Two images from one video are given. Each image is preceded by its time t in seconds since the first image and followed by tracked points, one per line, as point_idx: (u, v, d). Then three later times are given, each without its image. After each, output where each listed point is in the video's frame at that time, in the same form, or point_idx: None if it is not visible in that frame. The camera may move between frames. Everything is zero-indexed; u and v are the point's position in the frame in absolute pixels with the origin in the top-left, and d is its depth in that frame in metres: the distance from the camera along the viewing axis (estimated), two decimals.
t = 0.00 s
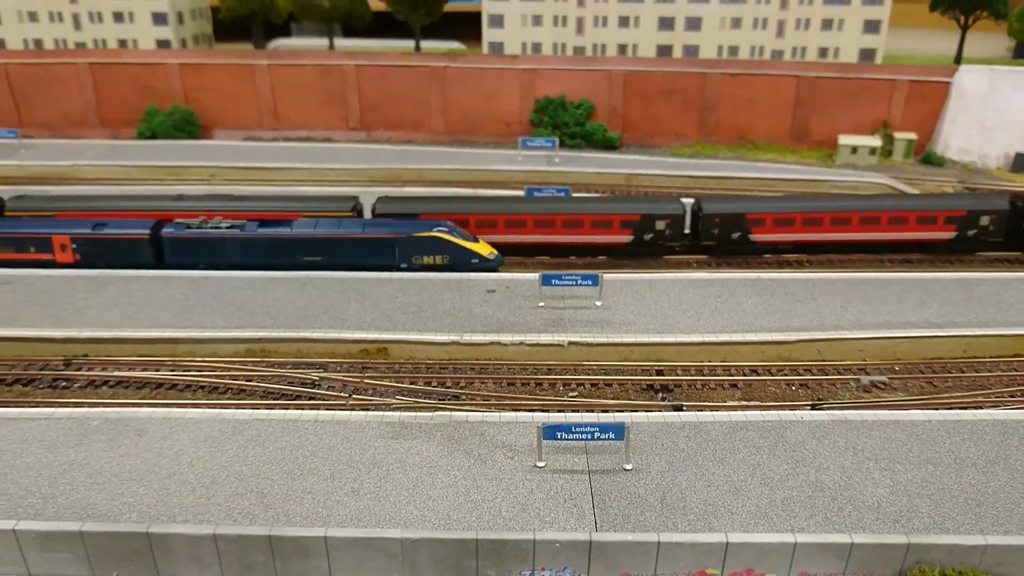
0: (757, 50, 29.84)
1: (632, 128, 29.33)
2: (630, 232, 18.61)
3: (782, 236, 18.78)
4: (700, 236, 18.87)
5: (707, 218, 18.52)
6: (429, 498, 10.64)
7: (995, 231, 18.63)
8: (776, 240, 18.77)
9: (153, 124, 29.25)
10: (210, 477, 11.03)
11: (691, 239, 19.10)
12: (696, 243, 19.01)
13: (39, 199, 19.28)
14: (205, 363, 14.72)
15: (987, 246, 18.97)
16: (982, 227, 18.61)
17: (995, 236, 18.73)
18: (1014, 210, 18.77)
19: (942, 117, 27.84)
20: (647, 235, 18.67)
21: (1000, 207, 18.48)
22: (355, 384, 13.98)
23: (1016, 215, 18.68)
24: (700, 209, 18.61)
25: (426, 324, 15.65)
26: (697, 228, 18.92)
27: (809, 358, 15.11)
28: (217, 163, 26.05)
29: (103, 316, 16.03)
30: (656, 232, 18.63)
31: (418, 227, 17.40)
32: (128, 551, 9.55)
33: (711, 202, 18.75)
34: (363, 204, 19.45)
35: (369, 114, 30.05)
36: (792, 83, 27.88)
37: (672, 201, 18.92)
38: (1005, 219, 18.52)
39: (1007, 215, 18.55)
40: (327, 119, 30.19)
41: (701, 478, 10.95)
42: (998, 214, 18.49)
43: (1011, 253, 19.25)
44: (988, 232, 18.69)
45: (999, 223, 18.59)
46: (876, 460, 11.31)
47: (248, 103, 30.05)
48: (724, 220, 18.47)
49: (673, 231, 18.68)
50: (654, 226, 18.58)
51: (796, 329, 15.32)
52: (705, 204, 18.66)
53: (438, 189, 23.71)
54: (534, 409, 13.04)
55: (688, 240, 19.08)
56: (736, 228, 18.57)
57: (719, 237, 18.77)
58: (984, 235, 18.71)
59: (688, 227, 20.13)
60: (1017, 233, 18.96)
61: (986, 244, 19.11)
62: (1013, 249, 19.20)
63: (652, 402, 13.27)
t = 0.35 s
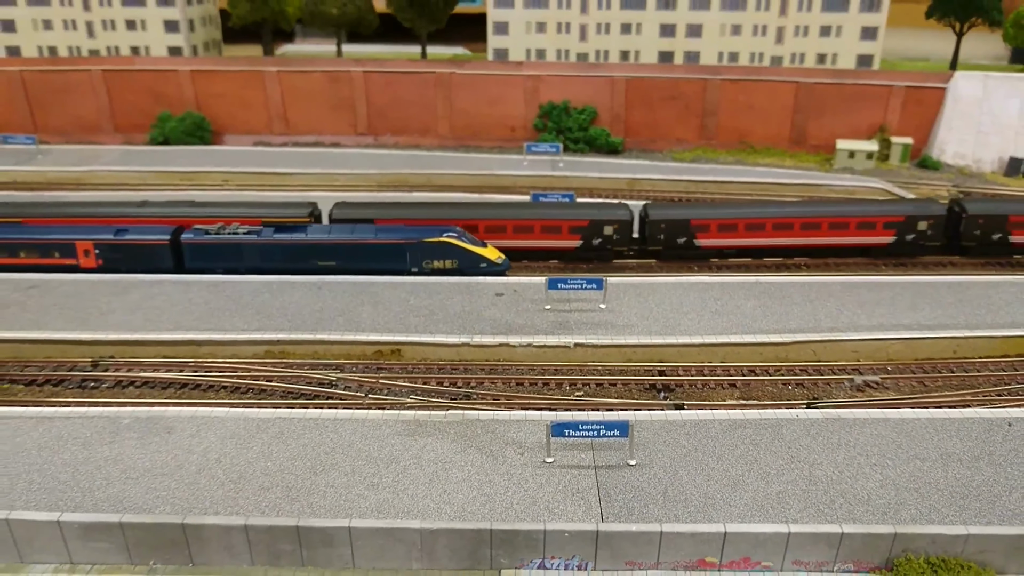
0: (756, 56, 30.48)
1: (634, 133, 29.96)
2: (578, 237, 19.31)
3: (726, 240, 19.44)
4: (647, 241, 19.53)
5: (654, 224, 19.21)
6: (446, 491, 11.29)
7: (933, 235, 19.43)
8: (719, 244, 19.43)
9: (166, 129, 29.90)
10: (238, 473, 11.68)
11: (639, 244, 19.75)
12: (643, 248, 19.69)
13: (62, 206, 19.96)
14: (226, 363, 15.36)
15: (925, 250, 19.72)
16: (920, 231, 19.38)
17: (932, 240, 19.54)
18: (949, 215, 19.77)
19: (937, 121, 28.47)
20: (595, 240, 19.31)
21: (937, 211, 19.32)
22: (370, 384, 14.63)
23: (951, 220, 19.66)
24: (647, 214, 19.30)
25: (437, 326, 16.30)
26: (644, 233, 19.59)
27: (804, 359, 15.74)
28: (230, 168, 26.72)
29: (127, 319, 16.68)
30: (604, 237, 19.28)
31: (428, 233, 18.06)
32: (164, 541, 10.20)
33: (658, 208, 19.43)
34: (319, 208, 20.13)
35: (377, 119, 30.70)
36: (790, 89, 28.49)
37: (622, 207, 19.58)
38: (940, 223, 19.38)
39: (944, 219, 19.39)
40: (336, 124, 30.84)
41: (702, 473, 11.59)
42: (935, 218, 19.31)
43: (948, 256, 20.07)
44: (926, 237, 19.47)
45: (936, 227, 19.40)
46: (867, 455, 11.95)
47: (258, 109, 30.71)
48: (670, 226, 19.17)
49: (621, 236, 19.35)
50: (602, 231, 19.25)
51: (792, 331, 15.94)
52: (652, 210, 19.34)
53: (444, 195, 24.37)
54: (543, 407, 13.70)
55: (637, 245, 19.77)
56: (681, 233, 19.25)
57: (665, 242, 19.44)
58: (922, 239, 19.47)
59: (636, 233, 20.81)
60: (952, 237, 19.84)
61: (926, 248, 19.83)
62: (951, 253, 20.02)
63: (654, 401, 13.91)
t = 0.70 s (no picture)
0: (757, 62, 31.13)
1: (637, 137, 30.59)
2: (531, 241, 19.94)
3: (675, 245, 19.98)
4: (599, 245, 20.13)
5: (604, 229, 19.79)
6: (458, 484, 11.96)
7: (875, 240, 19.89)
8: (668, 248, 19.97)
9: (179, 133, 30.59)
10: (262, 466, 12.36)
11: (592, 248, 20.36)
12: (596, 251, 20.26)
13: (85, 210, 20.71)
14: (245, 363, 16.04)
15: (868, 254, 20.21)
16: (863, 236, 19.85)
17: (875, 245, 20.01)
18: (893, 220, 20.25)
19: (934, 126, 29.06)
20: (548, 244, 19.97)
21: (880, 217, 19.78)
22: (384, 382, 15.30)
23: (895, 225, 20.13)
24: (599, 220, 19.88)
25: (447, 327, 16.98)
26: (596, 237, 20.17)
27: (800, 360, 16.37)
28: (242, 172, 27.41)
29: (150, 320, 17.38)
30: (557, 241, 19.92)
31: (438, 237, 18.76)
32: (195, 530, 10.87)
33: (609, 213, 20.03)
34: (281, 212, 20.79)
35: (385, 123, 31.36)
36: (790, 94, 29.09)
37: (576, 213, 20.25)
38: (883, 228, 19.82)
39: (886, 225, 19.83)
40: (345, 128, 31.51)
41: (700, 468, 12.25)
42: (877, 223, 19.73)
43: (892, 260, 20.55)
44: (869, 241, 19.93)
45: (879, 232, 19.84)
46: (858, 452, 12.60)
47: (269, 113, 31.38)
48: (620, 231, 19.74)
49: (572, 240, 19.97)
50: (555, 235, 19.89)
51: (789, 333, 16.57)
52: (603, 215, 19.89)
53: (451, 199, 25.01)
54: (549, 405, 14.36)
55: (590, 249, 20.36)
56: (632, 238, 19.81)
57: (615, 246, 20.03)
58: (865, 243, 19.95)
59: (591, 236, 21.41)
60: (896, 241, 20.35)
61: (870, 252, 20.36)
62: (895, 256, 20.50)
63: (656, 399, 14.54)
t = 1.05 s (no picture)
0: (756, 68, 31.94)
1: (637, 141, 31.31)
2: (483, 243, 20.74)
3: (623, 248, 20.65)
4: (550, 248, 20.84)
5: (554, 232, 20.50)
6: (466, 475, 12.71)
7: (816, 244, 20.66)
8: (617, 252, 20.64)
9: (190, 135, 31.29)
10: (280, 458, 13.11)
11: (544, 251, 21.06)
12: (547, 254, 20.94)
13: (105, 213, 21.54)
14: (260, 361, 16.78)
15: (809, 258, 20.92)
16: (804, 241, 20.58)
17: (816, 249, 20.76)
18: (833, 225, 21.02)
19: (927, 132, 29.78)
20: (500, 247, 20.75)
21: (820, 222, 20.56)
22: (393, 379, 16.05)
23: (834, 230, 20.87)
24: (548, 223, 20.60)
25: (454, 327, 17.73)
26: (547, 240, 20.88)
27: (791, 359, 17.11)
28: (253, 175, 28.15)
29: (169, 319, 18.13)
30: (509, 244, 20.69)
31: (444, 240, 19.51)
32: (220, 517, 11.62)
33: (559, 217, 20.77)
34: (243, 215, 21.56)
35: (391, 127, 32.08)
36: (787, 100, 29.80)
37: (526, 217, 20.99)
38: (822, 233, 20.62)
39: (826, 230, 20.64)
40: (351, 131, 32.23)
41: (693, 461, 13.00)
42: (817, 229, 20.51)
43: (833, 264, 21.24)
44: (809, 246, 20.67)
45: (819, 237, 20.65)
46: (842, 446, 13.34)
47: (278, 116, 32.12)
48: (569, 234, 20.45)
49: (524, 244, 20.70)
50: (506, 238, 20.67)
51: (781, 333, 17.32)
52: (553, 219, 20.59)
53: (456, 202, 25.72)
54: (550, 402, 15.11)
55: (542, 252, 21.03)
56: (581, 241, 20.51)
57: (566, 249, 20.73)
58: (806, 248, 20.68)
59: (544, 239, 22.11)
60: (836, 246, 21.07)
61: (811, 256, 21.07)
62: (835, 260, 21.19)
63: (652, 396, 15.29)
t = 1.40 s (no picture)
0: (755, 79, 32.83)
1: (640, 149, 32.14)
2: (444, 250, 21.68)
3: (578, 255, 21.49)
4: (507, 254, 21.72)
5: (510, 240, 21.37)
6: (479, 473, 13.54)
7: (762, 253, 21.35)
8: (572, 259, 21.51)
9: (205, 142, 32.14)
10: (305, 456, 13.95)
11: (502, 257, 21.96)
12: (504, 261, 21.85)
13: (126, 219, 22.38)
14: (280, 363, 17.61)
15: (757, 266, 21.68)
16: (751, 250, 21.30)
17: (763, 258, 21.49)
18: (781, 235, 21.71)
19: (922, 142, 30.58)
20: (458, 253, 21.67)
21: (766, 232, 21.24)
22: (408, 381, 16.87)
23: (782, 240, 21.57)
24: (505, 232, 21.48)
25: (465, 332, 18.57)
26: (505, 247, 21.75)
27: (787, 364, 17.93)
28: (267, 182, 29.00)
29: (193, 323, 18.97)
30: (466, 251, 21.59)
31: (455, 248, 20.31)
32: (250, 510, 12.44)
33: (516, 225, 21.60)
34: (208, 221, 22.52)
35: (400, 134, 32.92)
36: (786, 110, 30.60)
37: (483, 224, 21.85)
38: (769, 243, 21.30)
39: (772, 240, 21.32)
40: (362, 138, 33.07)
41: (693, 461, 13.81)
42: (764, 239, 21.19)
43: (782, 272, 21.95)
44: (757, 255, 21.40)
45: (766, 246, 21.32)
46: (833, 448, 14.16)
47: (291, 123, 32.97)
48: (524, 242, 21.34)
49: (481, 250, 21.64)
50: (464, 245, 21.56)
51: (777, 340, 18.14)
52: (509, 228, 21.46)
53: (463, 210, 26.53)
54: (556, 404, 15.93)
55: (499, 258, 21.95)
56: (536, 248, 21.40)
57: (522, 256, 21.62)
58: (753, 256, 21.40)
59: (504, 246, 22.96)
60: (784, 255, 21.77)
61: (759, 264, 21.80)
62: (783, 268, 21.92)
63: (653, 399, 16.09)
